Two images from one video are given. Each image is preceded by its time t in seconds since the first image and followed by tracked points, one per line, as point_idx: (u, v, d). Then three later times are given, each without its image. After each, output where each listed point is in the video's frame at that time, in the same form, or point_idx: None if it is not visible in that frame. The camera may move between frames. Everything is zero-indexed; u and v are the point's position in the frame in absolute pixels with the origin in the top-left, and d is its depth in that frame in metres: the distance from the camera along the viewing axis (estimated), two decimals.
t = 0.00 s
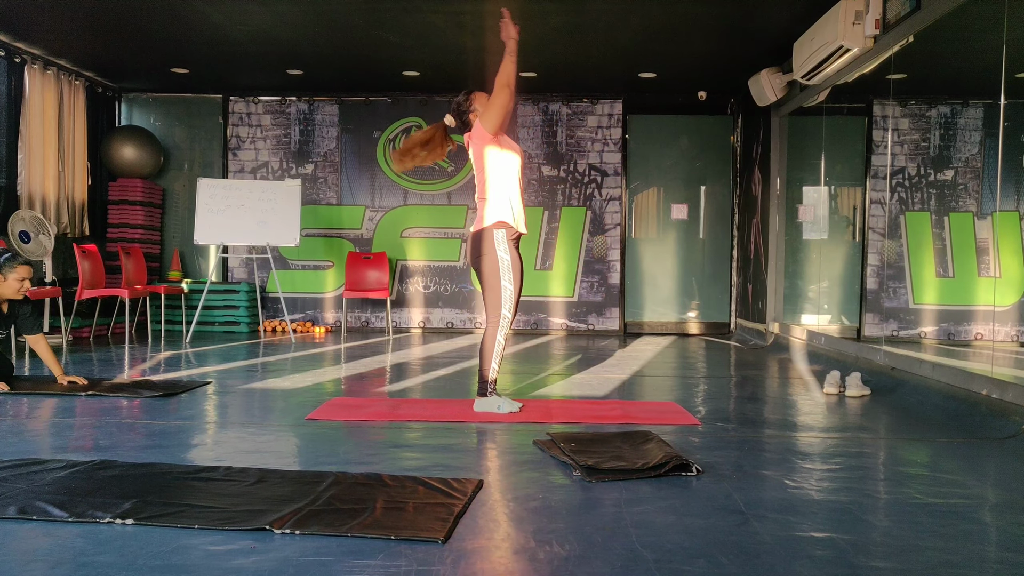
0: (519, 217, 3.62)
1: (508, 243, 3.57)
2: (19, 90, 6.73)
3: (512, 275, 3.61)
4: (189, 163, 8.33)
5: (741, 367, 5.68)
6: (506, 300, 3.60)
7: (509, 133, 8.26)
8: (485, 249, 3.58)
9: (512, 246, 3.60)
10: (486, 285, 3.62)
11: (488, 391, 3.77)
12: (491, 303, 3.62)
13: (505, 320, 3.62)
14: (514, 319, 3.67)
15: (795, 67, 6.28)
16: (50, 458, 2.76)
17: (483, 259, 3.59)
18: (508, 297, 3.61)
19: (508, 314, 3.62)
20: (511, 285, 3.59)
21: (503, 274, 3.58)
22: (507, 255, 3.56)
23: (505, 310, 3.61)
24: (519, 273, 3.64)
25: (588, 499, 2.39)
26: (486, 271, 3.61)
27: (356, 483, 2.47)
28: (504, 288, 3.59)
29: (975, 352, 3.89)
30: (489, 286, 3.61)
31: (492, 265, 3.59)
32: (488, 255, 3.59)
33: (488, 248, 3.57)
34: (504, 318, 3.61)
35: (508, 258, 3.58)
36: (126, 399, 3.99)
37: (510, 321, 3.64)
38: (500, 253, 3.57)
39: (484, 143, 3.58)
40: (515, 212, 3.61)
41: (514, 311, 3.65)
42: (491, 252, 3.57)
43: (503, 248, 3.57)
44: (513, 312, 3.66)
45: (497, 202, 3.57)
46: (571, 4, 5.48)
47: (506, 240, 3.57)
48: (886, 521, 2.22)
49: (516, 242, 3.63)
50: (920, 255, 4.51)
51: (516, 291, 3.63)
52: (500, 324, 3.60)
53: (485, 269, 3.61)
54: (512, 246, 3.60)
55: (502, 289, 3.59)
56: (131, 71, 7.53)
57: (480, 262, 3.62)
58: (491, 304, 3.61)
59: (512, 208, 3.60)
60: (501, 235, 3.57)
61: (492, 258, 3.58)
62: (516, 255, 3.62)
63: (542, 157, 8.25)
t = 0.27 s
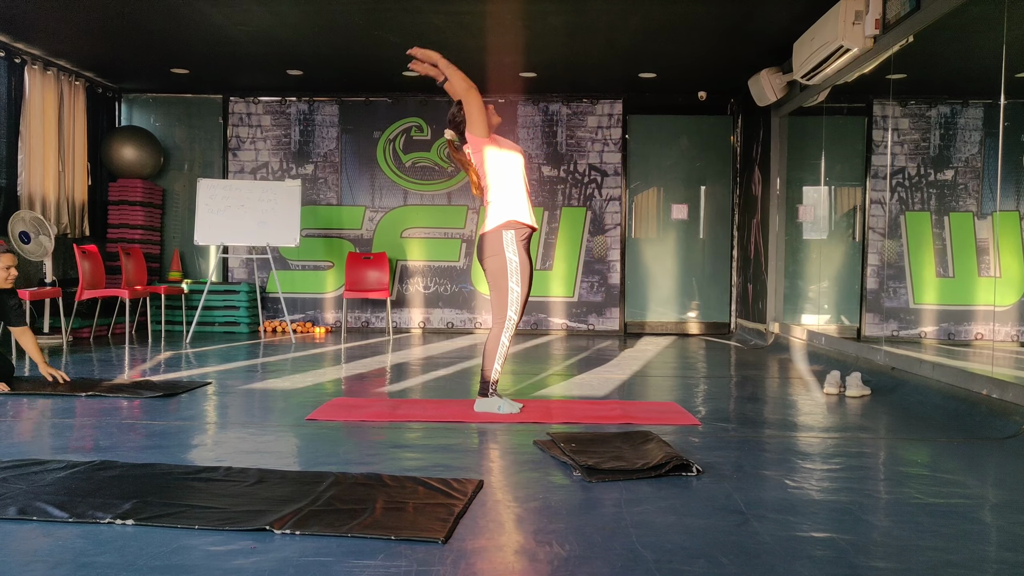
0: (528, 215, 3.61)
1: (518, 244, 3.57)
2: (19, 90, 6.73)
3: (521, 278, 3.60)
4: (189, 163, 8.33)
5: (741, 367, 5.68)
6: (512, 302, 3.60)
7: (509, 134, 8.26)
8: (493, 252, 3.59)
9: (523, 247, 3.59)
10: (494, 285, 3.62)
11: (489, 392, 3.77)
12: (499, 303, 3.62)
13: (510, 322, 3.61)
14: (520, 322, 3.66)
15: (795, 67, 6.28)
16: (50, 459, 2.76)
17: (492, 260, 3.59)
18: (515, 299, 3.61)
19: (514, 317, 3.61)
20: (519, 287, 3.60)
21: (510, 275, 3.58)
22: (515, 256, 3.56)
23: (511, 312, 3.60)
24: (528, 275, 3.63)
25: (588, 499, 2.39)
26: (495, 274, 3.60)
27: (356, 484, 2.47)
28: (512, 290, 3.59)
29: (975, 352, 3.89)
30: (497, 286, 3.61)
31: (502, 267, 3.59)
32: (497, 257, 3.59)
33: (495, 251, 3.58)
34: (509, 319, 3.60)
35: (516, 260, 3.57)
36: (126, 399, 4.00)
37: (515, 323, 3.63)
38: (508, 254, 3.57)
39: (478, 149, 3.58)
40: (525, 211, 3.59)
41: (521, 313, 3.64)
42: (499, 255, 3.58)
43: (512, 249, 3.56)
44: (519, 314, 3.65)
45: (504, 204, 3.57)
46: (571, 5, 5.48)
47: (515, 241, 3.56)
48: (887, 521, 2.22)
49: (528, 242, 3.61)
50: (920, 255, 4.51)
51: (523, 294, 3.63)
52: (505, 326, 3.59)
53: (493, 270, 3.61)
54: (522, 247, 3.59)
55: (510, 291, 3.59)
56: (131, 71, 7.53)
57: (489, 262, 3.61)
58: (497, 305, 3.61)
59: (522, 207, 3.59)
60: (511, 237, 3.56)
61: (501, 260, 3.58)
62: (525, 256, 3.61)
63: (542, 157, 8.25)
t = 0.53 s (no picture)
0: (531, 214, 3.60)
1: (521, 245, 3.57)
2: (18, 90, 6.73)
3: (525, 279, 3.61)
4: (189, 164, 8.33)
5: (740, 367, 5.68)
6: (517, 303, 3.61)
7: (509, 134, 8.26)
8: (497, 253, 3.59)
9: (527, 247, 3.59)
10: (498, 287, 3.62)
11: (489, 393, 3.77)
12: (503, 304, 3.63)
13: (515, 323, 3.61)
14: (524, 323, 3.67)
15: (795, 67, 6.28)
16: (49, 459, 2.75)
17: (497, 262, 3.59)
18: (519, 300, 3.61)
19: (518, 318, 3.62)
20: (524, 288, 3.60)
21: (514, 276, 3.59)
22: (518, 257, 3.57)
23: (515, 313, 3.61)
24: (532, 277, 3.64)
25: (588, 499, 2.39)
26: (500, 276, 3.61)
27: (356, 484, 2.47)
28: (517, 292, 3.59)
29: (975, 352, 3.89)
30: (501, 288, 3.61)
31: (507, 269, 3.59)
32: (501, 258, 3.59)
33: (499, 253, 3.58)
34: (513, 321, 3.61)
35: (521, 261, 3.59)
36: (126, 399, 4.00)
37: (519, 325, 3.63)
38: (513, 255, 3.58)
39: (476, 154, 3.61)
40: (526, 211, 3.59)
41: (525, 314, 3.65)
42: (502, 257, 3.58)
43: (516, 250, 3.57)
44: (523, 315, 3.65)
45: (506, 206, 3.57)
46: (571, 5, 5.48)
47: (518, 243, 3.56)
48: (887, 521, 2.22)
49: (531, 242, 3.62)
50: (920, 256, 4.51)
51: (528, 294, 3.64)
52: (509, 327, 3.60)
53: (497, 271, 3.61)
54: (526, 249, 3.60)
55: (514, 292, 3.60)
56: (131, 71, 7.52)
57: (493, 263, 3.62)
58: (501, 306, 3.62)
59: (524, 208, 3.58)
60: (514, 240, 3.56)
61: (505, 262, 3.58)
62: (530, 257, 3.62)
63: (542, 157, 8.24)
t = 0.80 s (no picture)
0: (524, 215, 3.61)
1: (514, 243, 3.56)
2: (17, 90, 6.72)
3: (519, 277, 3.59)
4: (188, 163, 8.33)
5: (740, 367, 5.69)
6: (509, 302, 3.59)
7: (508, 134, 8.26)
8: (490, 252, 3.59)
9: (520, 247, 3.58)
10: (491, 286, 3.62)
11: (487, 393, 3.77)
12: (496, 303, 3.62)
13: (507, 322, 3.61)
14: (518, 321, 3.66)
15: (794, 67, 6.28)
16: (49, 459, 2.75)
17: (489, 260, 3.59)
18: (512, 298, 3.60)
19: (510, 316, 3.61)
20: (516, 286, 3.58)
21: (507, 275, 3.57)
22: (512, 255, 3.55)
23: (507, 312, 3.60)
24: (525, 274, 3.60)
25: (587, 499, 2.39)
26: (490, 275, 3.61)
27: (355, 484, 2.47)
28: (509, 290, 3.58)
29: (974, 352, 3.89)
30: (494, 286, 3.61)
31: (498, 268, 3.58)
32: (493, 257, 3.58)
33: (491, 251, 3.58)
34: (506, 319, 3.61)
35: (514, 260, 3.56)
36: (125, 399, 3.99)
37: (512, 323, 3.63)
38: (505, 254, 3.56)
39: (477, 149, 3.60)
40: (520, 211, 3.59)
41: (518, 312, 3.64)
42: (495, 255, 3.57)
43: (509, 249, 3.56)
44: (516, 314, 3.64)
45: (501, 204, 3.57)
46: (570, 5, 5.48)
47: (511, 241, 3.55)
48: (886, 521, 2.22)
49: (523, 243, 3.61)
50: (919, 256, 4.51)
51: (521, 293, 3.62)
52: (501, 326, 3.60)
53: (490, 270, 3.60)
54: (518, 247, 3.59)
55: (506, 291, 3.59)
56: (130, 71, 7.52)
57: (486, 262, 3.61)
58: (495, 305, 3.62)
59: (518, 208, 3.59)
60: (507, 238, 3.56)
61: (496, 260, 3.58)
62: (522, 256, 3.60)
63: (541, 157, 8.24)
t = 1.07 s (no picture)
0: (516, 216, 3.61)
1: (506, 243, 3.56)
2: (17, 90, 6.72)
3: (511, 277, 3.60)
4: (187, 163, 8.33)
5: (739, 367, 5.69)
6: (502, 300, 3.59)
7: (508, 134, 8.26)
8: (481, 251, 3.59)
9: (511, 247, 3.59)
10: (483, 285, 3.62)
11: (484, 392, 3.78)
12: (488, 303, 3.63)
13: (500, 320, 3.61)
14: (511, 319, 3.66)
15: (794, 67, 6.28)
16: (48, 459, 2.75)
17: (480, 259, 3.60)
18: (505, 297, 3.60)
19: (503, 314, 3.61)
20: (508, 285, 3.59)
21: (499, 274, 3.57)
22: (503, 255, 3.55)
23: (500, 310, 3.60)
24: (516, 273, 3.62)
25: (587, 499, 2.39)
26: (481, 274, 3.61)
27: (355, 484, 2.47)
28: (501, 289, 3.58)
29: (974, 352, 3.89)
30: (486, 286, 3.61)
31: (488, 266, 3.59)
32: (484, 256, 3.59)
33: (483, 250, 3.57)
34: (499, 318, 3.61)
35: (504, 259, 3.57)
36: (124, 399, 3.99)
37: (505, 321, 3.63)
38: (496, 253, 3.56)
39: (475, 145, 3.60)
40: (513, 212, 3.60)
41: (510, 311, 3.64)
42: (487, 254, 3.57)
43: (500, 248, 3.55)
44: (509, 312, 3.64)
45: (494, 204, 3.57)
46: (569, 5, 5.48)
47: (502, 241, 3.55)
48: (885, 520, 2.22)
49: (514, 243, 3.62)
50: (919, 256, 4.52)
51: (513, 291, 3.62)
52: (495, 324, 3.61)
53: (481, 270, 3.61)
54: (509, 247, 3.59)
55: (499, 290, 3.59)
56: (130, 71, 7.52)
57: (477, 262, 3.62)
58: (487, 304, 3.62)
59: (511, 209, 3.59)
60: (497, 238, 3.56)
61: (487, 259, 3.58)
62: (513, 256, 3.60)
63: (541, 157, 8.24)
